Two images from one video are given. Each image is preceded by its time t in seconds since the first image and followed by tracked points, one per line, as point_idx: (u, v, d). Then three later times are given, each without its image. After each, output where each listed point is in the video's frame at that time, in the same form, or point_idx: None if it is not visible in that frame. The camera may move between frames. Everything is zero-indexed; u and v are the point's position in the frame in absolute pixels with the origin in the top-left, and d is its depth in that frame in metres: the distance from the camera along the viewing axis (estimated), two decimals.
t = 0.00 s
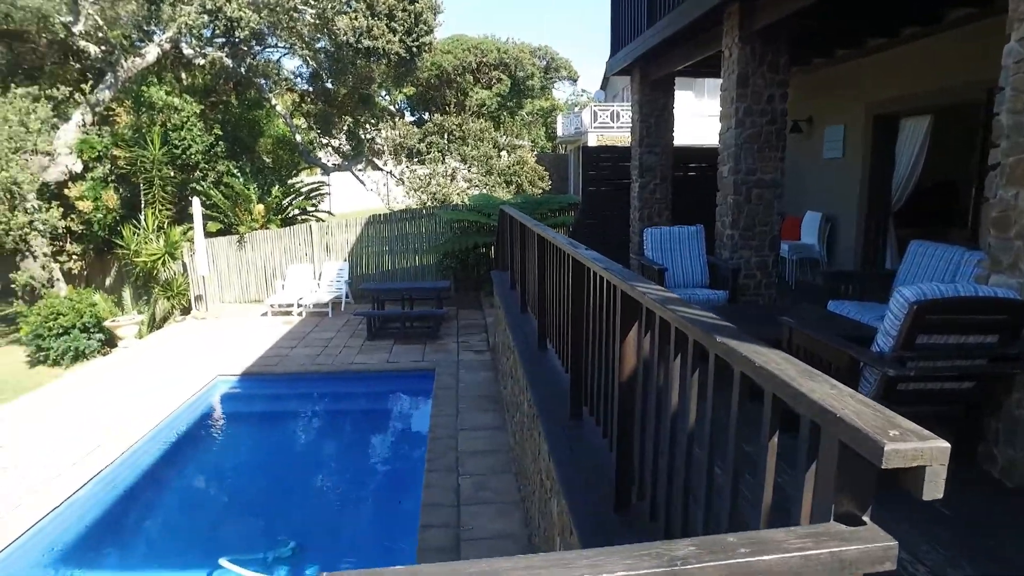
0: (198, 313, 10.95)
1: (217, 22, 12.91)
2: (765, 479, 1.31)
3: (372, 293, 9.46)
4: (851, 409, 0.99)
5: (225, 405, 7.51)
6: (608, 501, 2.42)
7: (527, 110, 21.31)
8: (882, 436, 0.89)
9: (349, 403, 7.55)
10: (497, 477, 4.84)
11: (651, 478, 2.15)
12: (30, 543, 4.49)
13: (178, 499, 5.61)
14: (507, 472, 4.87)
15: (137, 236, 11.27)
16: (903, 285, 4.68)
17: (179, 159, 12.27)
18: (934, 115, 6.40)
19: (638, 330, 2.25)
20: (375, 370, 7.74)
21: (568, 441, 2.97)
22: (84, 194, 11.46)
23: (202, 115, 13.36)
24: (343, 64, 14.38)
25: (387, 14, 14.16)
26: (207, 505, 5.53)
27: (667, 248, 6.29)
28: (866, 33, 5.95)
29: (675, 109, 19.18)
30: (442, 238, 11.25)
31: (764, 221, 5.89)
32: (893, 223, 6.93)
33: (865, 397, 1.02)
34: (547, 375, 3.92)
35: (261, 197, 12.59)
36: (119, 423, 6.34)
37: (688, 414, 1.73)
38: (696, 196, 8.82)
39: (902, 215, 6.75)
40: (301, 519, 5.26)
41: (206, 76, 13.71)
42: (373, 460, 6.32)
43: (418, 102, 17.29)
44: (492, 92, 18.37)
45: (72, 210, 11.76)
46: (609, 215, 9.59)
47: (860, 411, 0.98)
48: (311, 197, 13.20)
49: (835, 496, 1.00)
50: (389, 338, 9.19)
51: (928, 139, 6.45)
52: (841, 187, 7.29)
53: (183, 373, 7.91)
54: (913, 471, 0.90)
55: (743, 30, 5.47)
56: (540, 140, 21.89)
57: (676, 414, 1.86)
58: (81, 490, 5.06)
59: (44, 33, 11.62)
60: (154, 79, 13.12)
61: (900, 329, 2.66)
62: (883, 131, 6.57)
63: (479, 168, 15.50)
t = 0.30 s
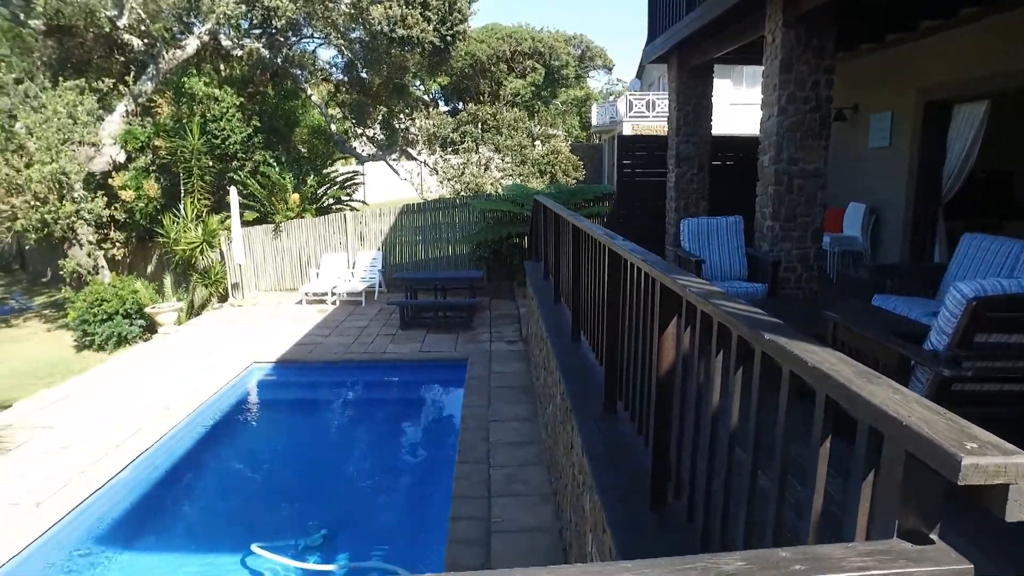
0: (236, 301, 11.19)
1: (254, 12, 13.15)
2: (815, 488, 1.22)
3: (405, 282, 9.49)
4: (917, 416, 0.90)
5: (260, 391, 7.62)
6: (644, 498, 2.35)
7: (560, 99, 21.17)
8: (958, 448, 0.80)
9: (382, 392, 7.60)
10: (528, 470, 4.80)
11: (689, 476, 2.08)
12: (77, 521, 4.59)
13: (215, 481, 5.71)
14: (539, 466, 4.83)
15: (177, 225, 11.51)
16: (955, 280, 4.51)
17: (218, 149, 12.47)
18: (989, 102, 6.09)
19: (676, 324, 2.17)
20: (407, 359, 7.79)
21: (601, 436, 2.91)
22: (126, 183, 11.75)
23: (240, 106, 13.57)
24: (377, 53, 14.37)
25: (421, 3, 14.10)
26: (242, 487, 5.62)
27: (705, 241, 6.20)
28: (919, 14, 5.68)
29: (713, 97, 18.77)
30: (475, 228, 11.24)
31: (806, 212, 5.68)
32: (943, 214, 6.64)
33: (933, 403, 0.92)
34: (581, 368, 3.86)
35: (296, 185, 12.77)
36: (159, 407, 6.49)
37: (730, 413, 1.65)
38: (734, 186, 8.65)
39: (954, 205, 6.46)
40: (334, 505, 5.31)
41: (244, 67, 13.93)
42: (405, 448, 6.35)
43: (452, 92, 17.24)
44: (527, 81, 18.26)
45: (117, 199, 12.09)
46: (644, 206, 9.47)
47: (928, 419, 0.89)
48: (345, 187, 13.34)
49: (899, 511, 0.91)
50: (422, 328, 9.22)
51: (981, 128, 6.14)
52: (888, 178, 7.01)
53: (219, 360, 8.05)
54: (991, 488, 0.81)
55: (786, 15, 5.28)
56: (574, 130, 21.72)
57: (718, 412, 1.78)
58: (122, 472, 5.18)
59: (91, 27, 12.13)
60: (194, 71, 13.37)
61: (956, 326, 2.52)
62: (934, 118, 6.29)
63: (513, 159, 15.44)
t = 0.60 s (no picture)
0: (265, 285, 11.34)
1: None
2: (854, 497, 1.13)
3: (432, 267, 9.50)
4: (984, 428, 0.81)
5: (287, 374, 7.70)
6: (670, 493, 2.28)
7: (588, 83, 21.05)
8: None
9: (407, 377, 7.62)
10: (552, 458, 4.75)
11: (718, 472, 2.00)
12: (110, 499, 4.68)
13: (244, 461, 5.78)
14: (564, 455, 4.78)
15: (207, 209, 11.64)
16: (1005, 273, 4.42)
17: (248, 134, 12.65)
18: None
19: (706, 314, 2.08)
20: (434, 345, 7.80)
21: (627, 427, 2.83)
22: (159, 167, 11.90)
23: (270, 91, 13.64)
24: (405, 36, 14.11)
25: None
26: (270, 468, 5.68)
27: (737, 228, 6.06)
28: None
29: (746, 81, 18.32)
30: (502, 213, 11.17)
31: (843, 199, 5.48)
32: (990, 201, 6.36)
33: (998, 413, 0.83)
34: (607, 356, 3.78)
35: (324, 170, 12.84)
36: (189, 389, 6.59)
37: (762, 411, 1.56)
38: (767, 172, 8.44)
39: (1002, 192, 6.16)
40: (359, 488, 5.34)
41: (273, 52, 14.01)
42: (430, 432, 6.36)
43: (480, 76, 17.10)
44: (556, 65, 18.07)
45: (150, 184, 12.26)
46: (674, 191, 9.31)
47: (994, 431, 0.80)
48: (373, 171, 13.39)
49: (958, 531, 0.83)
50: (448, 313, 9.22)
51: None
52: (931, 162, 6.73)
53: (247, 344, 8.15)
54: None
55: None
56: (604, 114, 21.47)
57: (749, 410, 1.69)
58: (153, 452, 5.28)
59: (125, 13, 12.41)
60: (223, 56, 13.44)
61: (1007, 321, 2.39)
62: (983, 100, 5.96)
63: (541, 143, 15.53)
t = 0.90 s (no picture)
0: (291, 267, 11.45)
1: None
2: (897, 510, 1.04)
3: (457, 251, 9.46)
4: None
5: (312, 356, 7.75)
6: (693, 488, 2.19)
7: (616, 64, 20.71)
8: None
9: (432, 360, 7.61)
10: (575, 446, 4.69)
11: (746, 470, 1.91)
12: (137, 477, 4.77)
13: (269, 441, 5.85)
14: (587, 443, 4.71)
15: (234, 191, 11.73)
16: None
17: (275, 116, 12.71)
18: None
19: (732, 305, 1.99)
20: (458, 329, 7.80)
21: (649, 418, 2.74)
22: (188, 149, 12.03)
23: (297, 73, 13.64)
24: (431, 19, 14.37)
25: None
26: (295, 449, 5.74)
27: (768, 213, 5.88)
28: None
29: (780, 60, 17.80)
30: (528, 196, 11.07)
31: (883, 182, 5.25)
32: None
33: None
34: (631, 343, 3.70)
35: (350, 152, 12.89)
36: (216, 370, 6.68)
37: (794, 409, 1.47)
38: (799, 156, 8.19)
39: None
40: (382, 471, 5.36)
41: (300, 34, 14.00)
42: (454, 415, 6.35)
43: (508, 58, 17.05)
44: (584, 46, 17.79)
45: (179, 167, 12.38)
46: (703, 174, 9.11)
47: None
48: (398, 154, 13.43)
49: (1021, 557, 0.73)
50: (472, 297, 9.18)
51: None
52: (977, 144, 6.43)
53: (271, 326, 8.22)
54: None
55: None
56: (632, 96, 21.17)
57: (779, 406, 1.60)
58: (179, 432, 5.36)
59: None
60: (250, 38, 13.45)
61: None
62: None
63: (569, 124, 15.37)
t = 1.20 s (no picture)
0: (319, 250, 11.53)
1: None
2: (943, 532, 0.93)
3: (484, 235, 9.41)
4: None
5: (339, 339, 7.80)
6: (720, 489, 2.10)
7: (650, 46, 20.12)
8: None
9: (458, 345, 7.59)
10: (599, 436, 4.62)
11: (776, 471, 1.80)
12: (164, 457, 4.85)
13: (294, 423, 5.90)
14: (611, 433, 4.63)
15: (264, 174, 11.83)
16: None
17: (304, 99, 12.74)
18: None
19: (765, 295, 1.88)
20: (484, 313, 7.77)
21: (676, 413, 2.65)
22: (219, 133, 12.15)
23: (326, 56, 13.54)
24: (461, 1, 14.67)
25: None
26: (319, 431, 5.77)
27: (803, 200, 5.68)
28: None
29: (819, 41, 17.21)
30: (557, 180, 10.94)
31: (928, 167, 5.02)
32: None
33: None
34: (658, 332, 3.60)
35: (379, 136, 12.87)
36: (243, 353, 6.76)
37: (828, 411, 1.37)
38: (838, 140, 7.92)
39: None
40: (405, 455, 5.35)
41: (330, 17, 13.99)
42: (478, 401, 6.32)
43: (539, 41, 16.85)
44: (616, 28, 17.26)
45: (211, 150, 12.51)
46: (736, 159, 8.87)
47: None
48: (427, 137, 13.35)
49: None
50: (499, 282, 9.13)
51: None
52: None
53: (299, 309, 8.29)
54: None
55: None
56: (664, 79, 20.74)
57: (812, 407, 1.50)
58: (205, 413, 5.43)
59: None
60: (281, 22, 13.43)
61: None
62: None
63: (599, 109, 15.21)
